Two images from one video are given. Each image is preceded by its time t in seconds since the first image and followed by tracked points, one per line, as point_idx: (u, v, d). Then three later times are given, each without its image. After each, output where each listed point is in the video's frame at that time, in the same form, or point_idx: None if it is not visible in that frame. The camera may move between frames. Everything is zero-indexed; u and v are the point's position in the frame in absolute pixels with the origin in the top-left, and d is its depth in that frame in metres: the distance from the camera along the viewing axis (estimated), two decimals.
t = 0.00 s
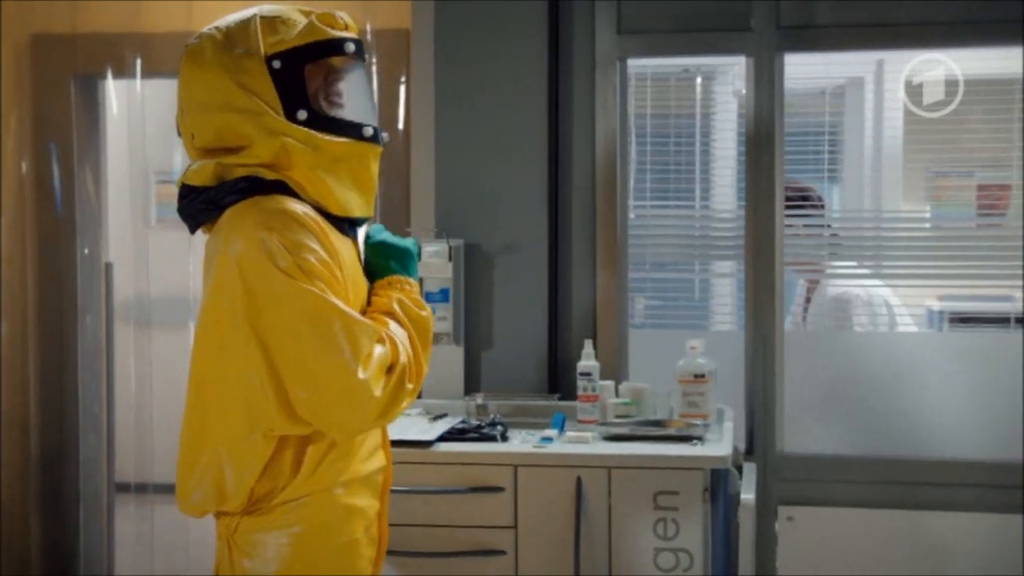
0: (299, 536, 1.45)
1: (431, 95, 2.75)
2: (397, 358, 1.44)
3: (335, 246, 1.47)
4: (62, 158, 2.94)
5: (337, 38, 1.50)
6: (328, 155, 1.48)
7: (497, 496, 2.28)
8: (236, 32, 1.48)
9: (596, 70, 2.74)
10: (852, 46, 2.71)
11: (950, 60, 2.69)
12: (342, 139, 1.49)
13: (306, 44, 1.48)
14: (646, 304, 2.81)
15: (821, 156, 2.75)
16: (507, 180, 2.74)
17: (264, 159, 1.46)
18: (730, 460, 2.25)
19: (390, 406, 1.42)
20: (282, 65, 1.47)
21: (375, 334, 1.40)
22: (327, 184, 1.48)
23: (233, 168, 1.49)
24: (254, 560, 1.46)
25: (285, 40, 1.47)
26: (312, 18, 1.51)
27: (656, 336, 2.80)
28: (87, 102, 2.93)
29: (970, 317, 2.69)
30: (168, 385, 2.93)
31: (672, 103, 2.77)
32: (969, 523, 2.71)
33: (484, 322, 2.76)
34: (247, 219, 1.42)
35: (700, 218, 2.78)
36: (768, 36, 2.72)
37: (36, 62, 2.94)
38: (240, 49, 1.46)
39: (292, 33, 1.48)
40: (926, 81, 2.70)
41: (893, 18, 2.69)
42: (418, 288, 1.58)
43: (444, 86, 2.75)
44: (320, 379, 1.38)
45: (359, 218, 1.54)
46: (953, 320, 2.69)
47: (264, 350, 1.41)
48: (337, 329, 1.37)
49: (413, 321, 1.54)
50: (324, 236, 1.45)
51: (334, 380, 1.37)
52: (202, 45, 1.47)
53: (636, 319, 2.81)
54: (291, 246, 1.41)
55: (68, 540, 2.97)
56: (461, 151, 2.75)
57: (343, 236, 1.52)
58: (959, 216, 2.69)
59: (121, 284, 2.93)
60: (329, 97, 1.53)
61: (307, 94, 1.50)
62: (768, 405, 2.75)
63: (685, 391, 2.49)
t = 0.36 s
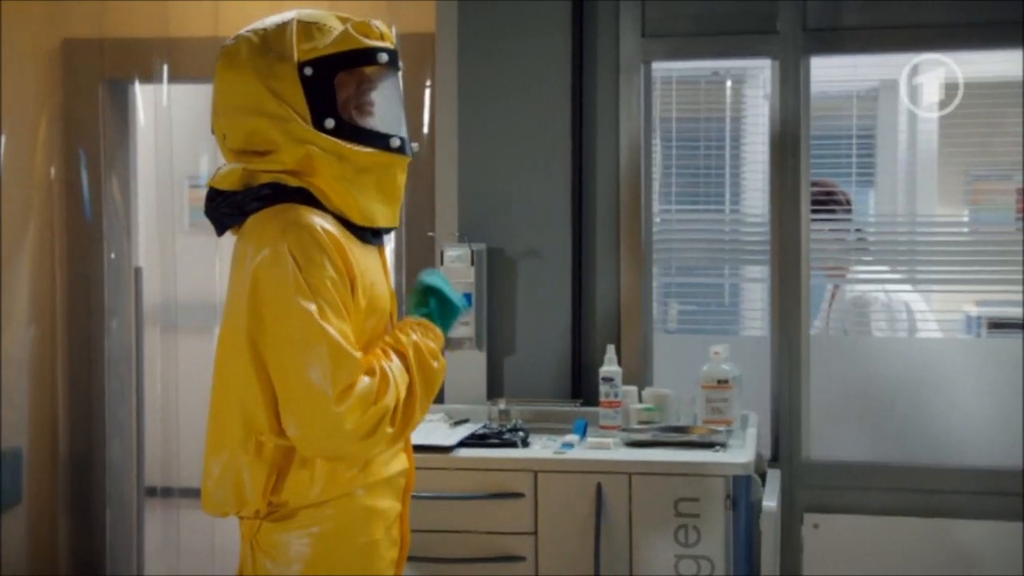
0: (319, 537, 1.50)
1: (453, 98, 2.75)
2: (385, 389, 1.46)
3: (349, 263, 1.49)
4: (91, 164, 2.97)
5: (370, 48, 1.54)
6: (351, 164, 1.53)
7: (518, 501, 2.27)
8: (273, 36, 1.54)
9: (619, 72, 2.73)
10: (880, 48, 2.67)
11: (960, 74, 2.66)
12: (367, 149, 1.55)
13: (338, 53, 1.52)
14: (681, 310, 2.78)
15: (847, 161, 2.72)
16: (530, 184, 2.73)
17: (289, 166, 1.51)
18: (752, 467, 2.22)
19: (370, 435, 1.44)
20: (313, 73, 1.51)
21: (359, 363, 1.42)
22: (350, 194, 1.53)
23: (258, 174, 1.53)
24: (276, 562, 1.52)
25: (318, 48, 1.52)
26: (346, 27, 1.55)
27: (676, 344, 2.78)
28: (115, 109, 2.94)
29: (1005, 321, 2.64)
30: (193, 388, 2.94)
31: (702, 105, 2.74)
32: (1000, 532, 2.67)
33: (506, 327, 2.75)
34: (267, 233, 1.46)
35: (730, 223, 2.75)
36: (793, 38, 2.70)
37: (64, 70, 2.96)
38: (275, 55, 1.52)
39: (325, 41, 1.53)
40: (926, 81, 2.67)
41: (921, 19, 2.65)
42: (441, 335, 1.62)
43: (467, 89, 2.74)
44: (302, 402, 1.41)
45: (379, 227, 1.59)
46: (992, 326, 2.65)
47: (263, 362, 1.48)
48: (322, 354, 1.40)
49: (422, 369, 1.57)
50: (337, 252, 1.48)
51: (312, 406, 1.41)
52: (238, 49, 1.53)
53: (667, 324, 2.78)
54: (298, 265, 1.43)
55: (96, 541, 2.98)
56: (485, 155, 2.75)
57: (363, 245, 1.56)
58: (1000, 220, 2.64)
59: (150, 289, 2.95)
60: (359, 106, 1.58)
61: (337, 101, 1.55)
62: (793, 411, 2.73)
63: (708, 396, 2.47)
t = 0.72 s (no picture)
0: (321, 536, 1.51)
1: (462, 100, 2.75)
2: (369, 406, 1.42)
3: (349, 270, 1.50)
4: (104, 170, 2.98)
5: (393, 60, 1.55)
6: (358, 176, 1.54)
7: (524, 504, 2.27)
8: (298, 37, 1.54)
9: (629, 72, 2.72)
10: (890, 49, 2.66)
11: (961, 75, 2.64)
12: (376, 161, 1.55)
13: (359, 62, 1.53)
14: (702, 312, 2.77)
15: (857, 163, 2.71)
16: (537, 184, 2.74)
17: (297, 172, 1.52)
18: (756, 470, 2.20)
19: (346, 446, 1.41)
20: (333, 80, 1.52)
21: (345, 374, 1.41)
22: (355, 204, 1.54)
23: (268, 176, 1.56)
24: (280, 560, 1.53)
25: (340, 56, 1.52)
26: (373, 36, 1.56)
27: (683, 349, 2.77)
28: (130, 113, 2.97)
29: None
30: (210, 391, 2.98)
31: (716, 106, 2.74)
32: (1012, 536, 2.65)
33: (516, 330, 2.76)
34: (279, 228, 1.47)
35: (745, 225, 2.75)
36: (803, 39, 2.69)
37: (79, 75, 2.97)
38: (299, 59, 1.52)
39: (348, 48, 1.53)
40: (924, 81, 2.66)
41: (932, 19, 2.64)
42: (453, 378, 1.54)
43: (475, 92, 2.75)
44: (287, 407, 1.42)
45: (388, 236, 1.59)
46: (1014, 329, 2.62)
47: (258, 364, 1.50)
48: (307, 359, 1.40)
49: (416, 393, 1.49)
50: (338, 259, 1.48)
51: (296, 413, 1.40)
52: (263, 45, 1.54)
53: (690, 327, 2.78)
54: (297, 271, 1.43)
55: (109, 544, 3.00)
56: (494, 156, 2.75)
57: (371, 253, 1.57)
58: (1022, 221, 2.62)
59: (166, 293, 2.99)
60: (377, 116, 1.59)
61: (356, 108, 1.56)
62: (803, 414, 2.72)
63: (715, 399, 2.46)
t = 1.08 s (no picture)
0: (321, 534, 1.50)
1: (469, 102, 2.75)
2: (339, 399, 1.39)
3: (340, 275, 1.48)
4: (116, 174, 3.01)
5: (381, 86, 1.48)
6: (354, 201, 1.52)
7: (526, 506, 2.27)
8: (291, 55, 1.50)
9: (635, 75, 2.72)
10: (897, 50, 2.65)
11: (964, 75, 2.63)
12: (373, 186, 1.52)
13: (346, 90, 1.47)
14: (716, 315, 2.76)
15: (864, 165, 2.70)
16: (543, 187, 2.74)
17: (293, 202, 1.53)
18: (759, 473, 2.20)
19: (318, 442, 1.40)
20: (322, 109, 1.47)
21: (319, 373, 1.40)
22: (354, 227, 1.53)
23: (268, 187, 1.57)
24: (280, 559, 1.53)
25: (326, 85, 1.46)
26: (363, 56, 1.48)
27: (690, 350, 2.76)
28: (142, 116, 2.99)
29: None
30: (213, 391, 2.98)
31: (728, 107, 2.73)
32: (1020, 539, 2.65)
33: (522, 332, 2.75)
34: (270, 234, 1.48)
35: (757, 226, 2.74)
36: (809, 41, 2.68)
37: (92, 79, 3.00)
38: (288, 87, 1.48)
39: (336, 74, 1.47)
40: (925, 80, 2.66)
41: (939, 20, 2.62)
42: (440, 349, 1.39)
43: (481, 95, 2.75)
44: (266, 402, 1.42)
45: (393, 245, 1.58)
46: None
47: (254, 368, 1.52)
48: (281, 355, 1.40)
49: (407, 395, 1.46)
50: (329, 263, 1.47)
51: (272, 408, 1.41)
52: (257, 62, 1.51)
53: (706, 329, 2.76)
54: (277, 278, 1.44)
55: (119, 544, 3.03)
56: (499, 158, 2.76)
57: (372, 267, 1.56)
58: None
59: (179, 294, 3.00)
60: (373, 133, 1.53)
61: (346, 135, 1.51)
62: (810, 417, 2.72)
63: (720, 401, 2.45)
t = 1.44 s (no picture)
0: (321, 536, 1.50)
1: (475, 104, 2.76)
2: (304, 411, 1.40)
3: (340, 296, 1.46)
4: (127, 178, 3.03)
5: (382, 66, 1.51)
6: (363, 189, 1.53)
7: (530, 507, 2.27)
8: (284, 55, 1.51)
9: (642, 75, 2.72)
10: (903, 51, 2.64)
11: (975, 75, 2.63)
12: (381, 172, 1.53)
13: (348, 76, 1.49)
14: (734, 315, 2.76)
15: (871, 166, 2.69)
16: (551, 189, 2.75)
17: (300, 197, 1.52)
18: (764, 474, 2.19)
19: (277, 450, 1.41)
20: (325, 98, 1.49)
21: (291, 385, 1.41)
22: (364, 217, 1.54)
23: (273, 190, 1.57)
24: (280, 559, 1.53)
25: (327, 73, 1.48)
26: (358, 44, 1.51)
27: (699, 351, 2.76)
28: (154, 119, 3.01)
29: None
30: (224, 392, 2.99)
31: (740, 108, 2.73)
32: None
33: (528, 334, 2.76)
34: (272, 236, 1.49)
35: (770, 227, 2.74)
36: (816, 42, 2.67)
37: (103, 83, 3.02)
38: (288, 82, 1.50)
39: (336, 62, 1.49)
40: (926, 81, 2.65)
41: (946, 20, 2.61)
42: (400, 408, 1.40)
43: (487, 97, 2.76)
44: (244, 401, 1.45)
45: (405, 235, 1.58)
46: None
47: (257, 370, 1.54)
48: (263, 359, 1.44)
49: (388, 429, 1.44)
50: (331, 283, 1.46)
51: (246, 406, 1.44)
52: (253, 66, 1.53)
53: (724, 331, 2.76)
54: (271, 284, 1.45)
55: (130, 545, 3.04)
56: (506, 159, 2.76)
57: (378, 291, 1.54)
58: None
59: (193, 296, 3.02)
60: (377, 122, 1.55)
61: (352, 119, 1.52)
62: (818, 420, 2.70)
63: (725, 403, 2.45)
